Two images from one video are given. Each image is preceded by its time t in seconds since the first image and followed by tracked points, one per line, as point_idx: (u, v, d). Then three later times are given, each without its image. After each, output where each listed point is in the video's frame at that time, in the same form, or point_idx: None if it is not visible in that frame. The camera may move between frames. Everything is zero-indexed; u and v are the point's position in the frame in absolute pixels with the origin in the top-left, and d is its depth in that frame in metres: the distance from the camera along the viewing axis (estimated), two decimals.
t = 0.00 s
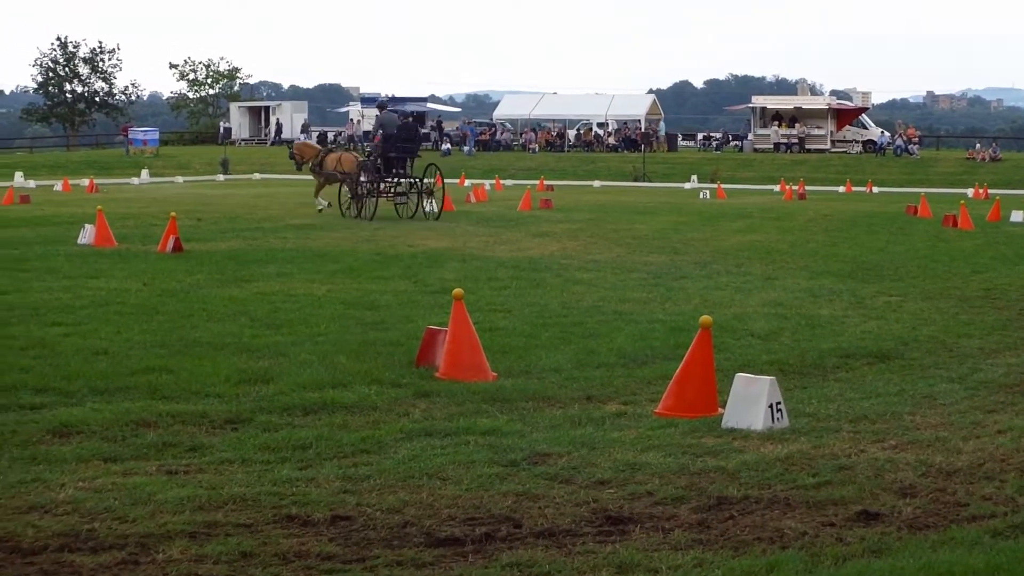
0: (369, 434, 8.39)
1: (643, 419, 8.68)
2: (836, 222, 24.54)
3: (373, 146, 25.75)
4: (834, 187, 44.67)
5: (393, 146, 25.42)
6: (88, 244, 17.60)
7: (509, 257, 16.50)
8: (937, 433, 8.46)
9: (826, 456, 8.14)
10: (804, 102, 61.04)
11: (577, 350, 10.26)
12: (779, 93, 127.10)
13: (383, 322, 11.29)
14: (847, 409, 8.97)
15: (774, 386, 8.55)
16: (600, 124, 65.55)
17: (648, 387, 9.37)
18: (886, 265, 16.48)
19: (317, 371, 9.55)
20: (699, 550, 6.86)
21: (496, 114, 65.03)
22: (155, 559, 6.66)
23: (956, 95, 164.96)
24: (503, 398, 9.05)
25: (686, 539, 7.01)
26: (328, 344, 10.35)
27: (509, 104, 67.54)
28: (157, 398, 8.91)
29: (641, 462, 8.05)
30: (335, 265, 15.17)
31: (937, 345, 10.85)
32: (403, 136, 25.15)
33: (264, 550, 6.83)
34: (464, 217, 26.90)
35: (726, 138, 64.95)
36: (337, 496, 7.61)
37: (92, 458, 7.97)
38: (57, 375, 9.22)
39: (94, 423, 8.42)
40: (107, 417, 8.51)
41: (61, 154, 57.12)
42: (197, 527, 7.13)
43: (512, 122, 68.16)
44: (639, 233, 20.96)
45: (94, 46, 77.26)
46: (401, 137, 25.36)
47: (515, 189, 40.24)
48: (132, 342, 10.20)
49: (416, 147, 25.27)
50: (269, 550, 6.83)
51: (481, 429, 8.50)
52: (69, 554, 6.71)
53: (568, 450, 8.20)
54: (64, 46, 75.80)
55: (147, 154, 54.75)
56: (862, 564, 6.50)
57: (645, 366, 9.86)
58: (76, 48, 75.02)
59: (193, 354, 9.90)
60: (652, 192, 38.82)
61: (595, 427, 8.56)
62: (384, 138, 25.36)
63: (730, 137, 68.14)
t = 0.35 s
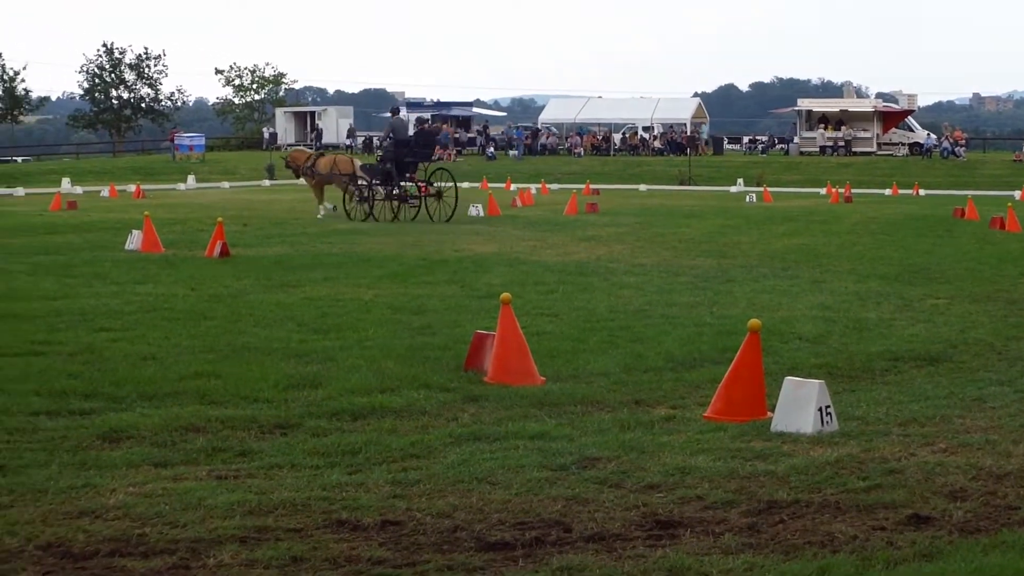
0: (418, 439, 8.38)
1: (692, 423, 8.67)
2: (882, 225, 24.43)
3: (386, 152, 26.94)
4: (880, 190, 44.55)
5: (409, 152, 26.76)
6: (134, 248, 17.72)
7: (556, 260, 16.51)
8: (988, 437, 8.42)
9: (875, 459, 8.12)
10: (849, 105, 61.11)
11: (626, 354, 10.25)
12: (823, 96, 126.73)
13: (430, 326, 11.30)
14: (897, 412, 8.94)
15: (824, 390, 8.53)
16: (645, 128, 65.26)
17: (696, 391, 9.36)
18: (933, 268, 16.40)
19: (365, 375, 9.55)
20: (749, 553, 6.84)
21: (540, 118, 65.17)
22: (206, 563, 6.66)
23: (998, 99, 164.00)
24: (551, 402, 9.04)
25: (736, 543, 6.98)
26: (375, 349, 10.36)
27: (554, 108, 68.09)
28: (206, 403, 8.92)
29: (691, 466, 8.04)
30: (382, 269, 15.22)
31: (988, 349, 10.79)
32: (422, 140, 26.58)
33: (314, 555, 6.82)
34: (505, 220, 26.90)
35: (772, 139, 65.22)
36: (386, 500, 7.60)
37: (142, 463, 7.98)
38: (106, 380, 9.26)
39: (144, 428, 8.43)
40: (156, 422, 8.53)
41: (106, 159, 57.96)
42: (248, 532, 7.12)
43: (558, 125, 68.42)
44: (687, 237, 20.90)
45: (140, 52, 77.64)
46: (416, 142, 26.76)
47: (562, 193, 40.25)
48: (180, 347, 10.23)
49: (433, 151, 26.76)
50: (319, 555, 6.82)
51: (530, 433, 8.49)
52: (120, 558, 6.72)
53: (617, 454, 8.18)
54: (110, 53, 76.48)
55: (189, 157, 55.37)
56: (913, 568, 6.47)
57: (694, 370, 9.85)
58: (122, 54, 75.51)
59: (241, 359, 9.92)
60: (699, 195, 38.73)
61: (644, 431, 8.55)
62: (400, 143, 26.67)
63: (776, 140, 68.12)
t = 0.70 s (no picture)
0: (488, 442, 8.37)
1: (762, 428, 8.65)
2: (951, 232, 24.18)
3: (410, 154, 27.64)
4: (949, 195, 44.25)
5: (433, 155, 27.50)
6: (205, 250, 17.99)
7: (624, 264, 16.52)
8: None
9: (946, 466, 8.07)
10: (918, 111, 60.96)
11: (696, 359, 10.24)
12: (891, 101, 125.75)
13: (499, 330, 11.32)
14: (970, 420, 8.88)
15: (894, 397, 8.51)
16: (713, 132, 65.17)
17: (765, 396, 9.33)
18: (1006, 274, 16.21)
19: (434, 379, 9.56)
20: (820, 560, 6.80)
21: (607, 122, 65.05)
22: (277, 565, 6.66)
23: None
24: (620, 406, 9.04)
25: (807, 550, 6.94)
26: (444, 352, 10.39)
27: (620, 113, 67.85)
28: (276, 404, 8.95)
29: (761, 471, 8.01)
30: (450, 272, 15.31)
31: None
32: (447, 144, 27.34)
33: (385, 558, 6.81)
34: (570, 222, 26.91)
35: (841, 145, 64.98)
36: (456, 503, 7.60)
37: (213, 464, 8.01)
38: (176, 382, 9.32)
39: (214, 429, 8.47)
40: (227, 423, 8.56)
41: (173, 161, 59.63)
42: (318, 533, 7.12)
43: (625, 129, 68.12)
44: (755, 242, 20.81)
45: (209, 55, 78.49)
46: (440, 145, 27.53)
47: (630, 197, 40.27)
48: (249, 348, 10.29)
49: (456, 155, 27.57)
50: (390, 558, 6.81)
51: (600, 437, 8.48)
52: (191, 559, 6.73)
53: (687, 459, 8.16)
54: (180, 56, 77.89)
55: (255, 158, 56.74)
56: None
57: (765, 374, 9.83)
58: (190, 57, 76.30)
59: (311, 361, 9.96)
60: (767, 200, 38.60)
61: (715, 436, 8.53)
62: (425, 146, 27.41)
63: (844, 145, 67.99)
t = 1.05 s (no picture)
0: (546, 449, 8.39)
1: (821, 435, 8.64)
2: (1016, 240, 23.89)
3: (417, 161, 27.80)
4: (1006, 202, 43.94)
5: (440, 161, 27.68)
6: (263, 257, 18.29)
7: (682, 271, 16.55)
8: None
9: (1006, 474, 8.01)
10: (976, 118, 60.85)
11: (754, 365, 10.25)
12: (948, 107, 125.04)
13: (556, 337, 11.35)
14: None
15: (952, 404, 8.48)
16: (771, 138, 64.67)
17: (824, 403, 9.31)
18: None
19: (491, 385, 9.60)
20: (879, 567, 6.75)
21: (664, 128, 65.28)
22: (335, 570, 6.66)
23: None
24: (678, 413, 9.04)
25: (865, 557, 6.90)
26: (501, 358, 10.42)
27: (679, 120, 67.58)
28: (334, 410, 9.00)
29: (819, 479, 7.98)
30: (507, 280, 15.41)
31: None
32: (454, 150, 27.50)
33: (443, 564, 6.80)
34: (627, 228, 26.95)
35: (899, 151, 64.69)
36: (514, 509, 7.59)
37: (272, 470, 8.04)
38: (234, 388, 9.41)
39: (272, 435, 8.51)
40: (285, 429, 8.61)
41: (228, 169, 61.15)
42: (376, 539, 7.13)
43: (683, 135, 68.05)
44: (813, 249, 20.72)
45: (266, 61, 79.35)
46: (447, 152, 27.71)
47: (688, 204, 40.27)
48: (306, 355, 10.37)
49: (462, 161, 27.76)
50: (448, 564, 6.80)
51: (658, 444, 8.48)
52: (249, 565, 6.74)
53: (745, 466, 8.15)
54: (238, 62, 79.58)
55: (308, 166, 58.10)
56: None
57: (823, 382, 9.81)
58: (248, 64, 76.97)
59: (368, 367, 10.02)
60: (825, 207, 38.44)
61: (773, 443, 8.52)
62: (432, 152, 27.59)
63: (903, 152, 67.69)
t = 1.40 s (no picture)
0: (593, 456, 8.39)
1: (868, 442, 8.62)
2: None
3: (415, 168, 28.16)
4: None
5: (438, 167, 28.00)
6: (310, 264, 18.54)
7: (726, 278, 16.60)
8: None
9: None
10: None
11: (801, 373, 10.25)
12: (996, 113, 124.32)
13: (603, 344, 11.38)
14: None
15: (1000, 411, 8.45)
16: (817, 146, 64.90)
17: (872, 410, 9.28)
18: None
19: (538, 392, 9.65)
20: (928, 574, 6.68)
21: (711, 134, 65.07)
22: None
23: None
24: (725, 421, 9.04)
25: (913, 564, 6.83)
26: (548, 366, 10.45)
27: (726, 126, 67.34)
28: (381, 417, 9.05)
29: (866, 486, 7.94)
30: (552, 287, 15.49)
31: None
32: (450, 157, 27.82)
33: (490, 570, 6.78)
34: (673, 234, 27.03)
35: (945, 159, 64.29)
36: (561, 516, 7.57)
37: (319, 477, 8.06)
38: (282, 395, 9.48)
39: (319, 442, 8.56)
40: (331, 436, 8.65)
41: (275, 176, 62.55)
42: (423, 546, 7.11)
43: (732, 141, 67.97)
44: (859, 256, 20.69)
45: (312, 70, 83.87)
46: (444, 159, 28.03)
47: (734, 211, 40.39)
48: (353, 363, 10.45)
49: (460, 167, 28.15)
50: (494, 570, 6.78)
51: (704, 451, 8.49)
52: (296, 571, 6.73)
53: (792, 473, 8.13)
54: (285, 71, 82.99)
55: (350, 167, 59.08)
56: None
57: (870, 389, 9.79)
58: (295, 72, 81.37)
59: (414, 375, 10.09)
60: (873, 214, 38.32)
61: (820, 450, 8.51)
62: (429, 159, 27.92)
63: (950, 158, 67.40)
